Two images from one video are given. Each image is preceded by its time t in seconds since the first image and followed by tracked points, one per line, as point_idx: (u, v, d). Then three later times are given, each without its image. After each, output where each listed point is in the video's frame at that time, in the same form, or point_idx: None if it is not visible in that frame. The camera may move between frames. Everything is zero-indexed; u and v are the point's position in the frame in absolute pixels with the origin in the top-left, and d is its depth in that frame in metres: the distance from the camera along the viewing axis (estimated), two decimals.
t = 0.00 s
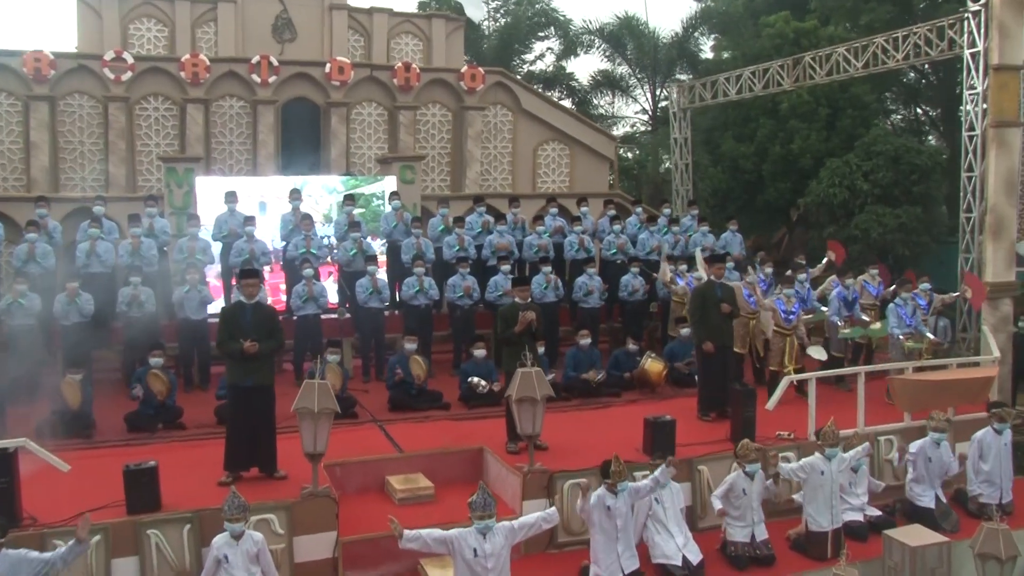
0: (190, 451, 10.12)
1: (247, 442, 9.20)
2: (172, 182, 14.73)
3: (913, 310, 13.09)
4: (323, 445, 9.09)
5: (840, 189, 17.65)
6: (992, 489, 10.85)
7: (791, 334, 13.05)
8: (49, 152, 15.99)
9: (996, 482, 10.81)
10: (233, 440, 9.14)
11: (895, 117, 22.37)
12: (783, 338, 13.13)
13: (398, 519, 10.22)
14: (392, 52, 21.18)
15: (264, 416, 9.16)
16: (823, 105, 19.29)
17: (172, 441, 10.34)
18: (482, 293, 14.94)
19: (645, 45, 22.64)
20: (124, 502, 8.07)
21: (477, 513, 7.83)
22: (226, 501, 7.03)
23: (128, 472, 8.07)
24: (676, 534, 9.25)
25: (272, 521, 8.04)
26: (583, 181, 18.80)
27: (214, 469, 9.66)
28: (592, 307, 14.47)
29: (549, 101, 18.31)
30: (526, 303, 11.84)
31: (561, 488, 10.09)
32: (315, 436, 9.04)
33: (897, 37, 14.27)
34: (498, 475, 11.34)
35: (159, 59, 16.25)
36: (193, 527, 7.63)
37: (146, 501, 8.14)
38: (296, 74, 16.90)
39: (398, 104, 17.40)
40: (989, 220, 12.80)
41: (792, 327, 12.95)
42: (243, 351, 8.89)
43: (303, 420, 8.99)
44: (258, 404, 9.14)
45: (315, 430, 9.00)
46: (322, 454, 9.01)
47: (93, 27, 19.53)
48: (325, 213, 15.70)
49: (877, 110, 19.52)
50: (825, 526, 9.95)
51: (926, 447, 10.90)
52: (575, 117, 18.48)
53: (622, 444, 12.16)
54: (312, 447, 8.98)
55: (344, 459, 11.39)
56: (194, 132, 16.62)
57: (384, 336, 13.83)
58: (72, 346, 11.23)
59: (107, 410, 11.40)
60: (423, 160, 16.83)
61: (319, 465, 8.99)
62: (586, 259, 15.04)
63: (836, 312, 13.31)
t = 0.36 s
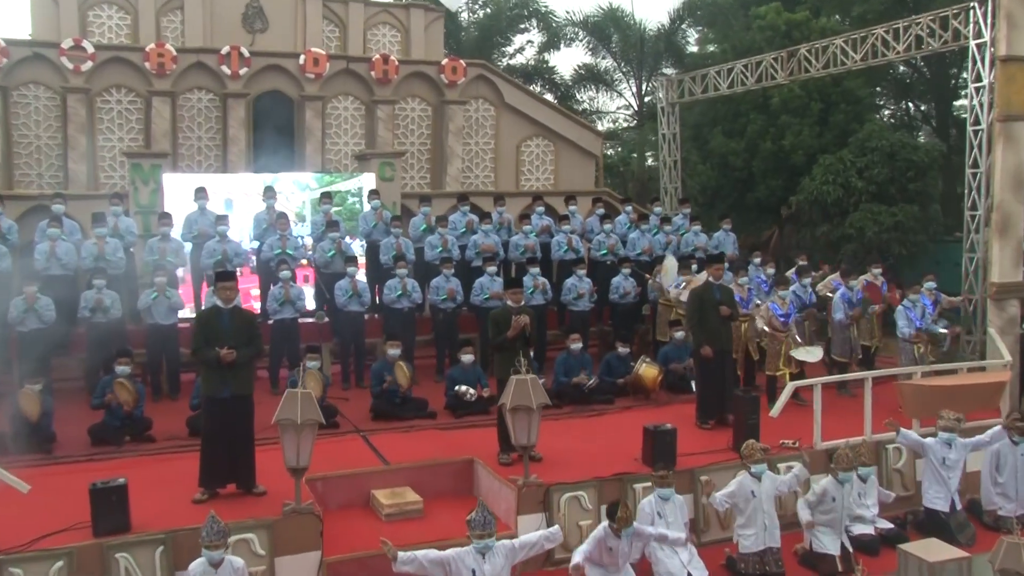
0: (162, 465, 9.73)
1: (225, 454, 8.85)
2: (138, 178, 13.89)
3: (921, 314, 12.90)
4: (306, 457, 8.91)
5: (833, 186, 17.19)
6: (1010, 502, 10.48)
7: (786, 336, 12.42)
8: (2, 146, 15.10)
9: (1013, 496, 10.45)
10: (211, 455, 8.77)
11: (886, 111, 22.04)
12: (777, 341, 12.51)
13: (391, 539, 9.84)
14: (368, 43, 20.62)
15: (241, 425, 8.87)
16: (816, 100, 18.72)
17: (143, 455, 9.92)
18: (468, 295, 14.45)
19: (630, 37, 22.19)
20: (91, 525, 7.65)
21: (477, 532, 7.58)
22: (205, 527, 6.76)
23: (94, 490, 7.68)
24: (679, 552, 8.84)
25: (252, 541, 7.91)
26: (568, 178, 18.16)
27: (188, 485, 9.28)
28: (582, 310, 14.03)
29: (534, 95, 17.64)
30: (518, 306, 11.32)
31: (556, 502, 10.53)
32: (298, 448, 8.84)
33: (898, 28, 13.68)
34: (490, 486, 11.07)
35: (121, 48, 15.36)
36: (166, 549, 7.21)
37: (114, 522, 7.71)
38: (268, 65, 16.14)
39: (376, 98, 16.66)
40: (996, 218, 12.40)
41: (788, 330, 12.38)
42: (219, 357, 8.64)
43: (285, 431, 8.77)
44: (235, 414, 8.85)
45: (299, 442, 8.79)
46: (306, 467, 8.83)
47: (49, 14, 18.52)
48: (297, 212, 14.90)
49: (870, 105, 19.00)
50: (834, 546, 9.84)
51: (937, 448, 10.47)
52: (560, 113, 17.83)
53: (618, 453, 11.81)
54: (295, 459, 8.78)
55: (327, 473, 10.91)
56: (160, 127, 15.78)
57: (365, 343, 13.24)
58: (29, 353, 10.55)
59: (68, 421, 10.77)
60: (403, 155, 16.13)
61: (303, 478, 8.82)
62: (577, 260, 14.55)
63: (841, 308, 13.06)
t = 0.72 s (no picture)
0: (130, 479, 9.18)
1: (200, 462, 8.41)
2: (98, 174, 13.09)
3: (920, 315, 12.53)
4: (288, 472, 8.38)
5: (824, 184, 16.83)
6: None
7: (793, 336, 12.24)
8: None
9: None
10: (185, 471, 8.29)
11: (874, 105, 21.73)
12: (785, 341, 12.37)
13: (377, 557, 9.29)
14: (342, 34, 19.89)
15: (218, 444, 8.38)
16: (805, 94, 18.26)
17: (108, 470, 9.31)
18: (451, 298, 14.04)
19: (614, 28, 21.66)
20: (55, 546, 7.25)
21: (477, 553, 7.13)
22: (183, 558, 6.27)
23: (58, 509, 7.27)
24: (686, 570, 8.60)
25: (231, 561, 7.55)
26: (551, 175, 17.54)
27: (161, 499, 8.80)
28: (570, 312, 13.58)
29: (515, 89, 17.02)
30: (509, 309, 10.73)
31: (551, 514, 10.11)
32: (279, 462, 8.34)
33: (896, 18, 13.23)
34: (479, 497, 10.58)
35: (79, 36, 14.47)
36: (136, 571, 6.92)
37: (78, 544, 7.30)
38: (236, 56, 15.37)
39: (350, 91, 15.95)
40: (999, 216, 12.04)
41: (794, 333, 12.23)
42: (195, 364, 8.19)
43: (265, 444, 8.29)
44: (212, 426, 8.36)
45: (280, 456, 8.29)
46: (288, 482, 8.32)
47: None
48: (269, 212, 14.28)
49: (862, 100, 18.56)
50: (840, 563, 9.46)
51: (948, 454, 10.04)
52: (543, 107, 17.22)
53: (616, 468, 11.37)
54: (275, 474, 8.25)
55: (308, 486, 10.35)
56: (121, 120, 14.84)
57: (343, 349, 12.67)
58: None
59: (27, 433, 10.14)
60: (381, 150, 15.45)
61: (284, 494, 8.31)
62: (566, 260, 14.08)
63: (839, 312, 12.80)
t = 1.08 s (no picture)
0: (94, 494, 8.54)
1: (172, 474, 7.75)
2: (55, 169, 12.39)
3: (911, 314, 12.20)
4: (268, 483, 7.76)
5: (814, 180, 16.54)
6: None
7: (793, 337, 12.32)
8: None
9: None
10: (157, 482, 7.73)
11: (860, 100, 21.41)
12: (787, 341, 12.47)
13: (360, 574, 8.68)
14: (313, 22, 19.09)
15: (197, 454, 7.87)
16: (793, 87, 18.16)
17: (68, 484, 8.67)
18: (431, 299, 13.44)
19: (595, 18, 21.29)
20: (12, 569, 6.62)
21: None
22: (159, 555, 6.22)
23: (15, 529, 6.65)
24: None
25: None
26: (532, 170, 16.95)
27: (128, 516, 8.16)
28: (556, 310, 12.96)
29: (495, 81, 16.42)
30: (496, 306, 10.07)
31: (546, 525, 9.52)
32: (258, 474, 7.72)
33: (893, 7, 12.78)
34: (468, 506, 9.92)
35: (31, 21, 13.64)
36: None
37: (39, 563, 6.74)
38: (201, 45, 14.63)
39: (322, 82, 15.25)
40: (1001, 212, 11.67)
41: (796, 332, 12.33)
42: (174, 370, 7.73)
43: (244, 454, 7.65)
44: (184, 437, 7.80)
45: (259, 467, 7.66)
46: (268, 494, 7.70)
47: None
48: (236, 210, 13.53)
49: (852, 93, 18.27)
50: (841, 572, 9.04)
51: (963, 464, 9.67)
52: (524, 100, 16.62)
53: (612, 474, 10.90)
54: (255, 486, 7.62)
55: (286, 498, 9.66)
56: (78, 111, 14.08)
57: (319, 352, 12.03)
58: None
59: None
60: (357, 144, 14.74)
61: (264, 508, 7.67)
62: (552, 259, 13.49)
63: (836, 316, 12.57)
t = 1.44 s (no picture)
0: (60, 509, 7.97)
1: (139, 483, 7.26)
2: (11, 162, 11.61)
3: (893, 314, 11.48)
4: (250, 495, 7.22)
5: (806, 176, 16.25)
6: None
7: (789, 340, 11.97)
8: None
9: None
10: (120, 492, 7.19)
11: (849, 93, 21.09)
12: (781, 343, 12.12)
13: None
14: (286, 10, 18.36)
15: (169, 464, 7.35)
16: (784, 80, 17.62)
17: (33, 497, 8.13)
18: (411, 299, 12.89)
19: (579, 7, 21.01)
20: None
21: None
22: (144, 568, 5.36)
23: None
24: None
25: None
26: (513, 165, 16.52)
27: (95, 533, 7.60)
28: (541, 311, 12.47)
29: (476, 74, 15.99)
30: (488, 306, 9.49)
31: (542, 535, 8.87)
32: (239, 485, 7.20)
33: None
34: (458, 517, 9.28)
35: None
36: None
37: None
38: (168, 32, 14.11)
39: (295, 74, 14.80)
40: (1006, 208, 11.30)
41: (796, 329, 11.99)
42: (143, 378, 7.17)
43: (223, 463, 7.16)
44: (150, 447, 7.27)
45: (240, 477, 7.15)
46: (250, 507, 7.20)
47: None
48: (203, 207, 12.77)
49: (843, 86, 17.84)
50: None
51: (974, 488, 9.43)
52: (506, 94, 16.18)
53: (611, 482, 10.37)
54: (235, 498, 7.13)
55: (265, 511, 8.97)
56: (37, 103, 13.24)
57: (296, 355, 11.42)
58: None
59: None
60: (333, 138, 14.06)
61: (244, 521, 7.17)
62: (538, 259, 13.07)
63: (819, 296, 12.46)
